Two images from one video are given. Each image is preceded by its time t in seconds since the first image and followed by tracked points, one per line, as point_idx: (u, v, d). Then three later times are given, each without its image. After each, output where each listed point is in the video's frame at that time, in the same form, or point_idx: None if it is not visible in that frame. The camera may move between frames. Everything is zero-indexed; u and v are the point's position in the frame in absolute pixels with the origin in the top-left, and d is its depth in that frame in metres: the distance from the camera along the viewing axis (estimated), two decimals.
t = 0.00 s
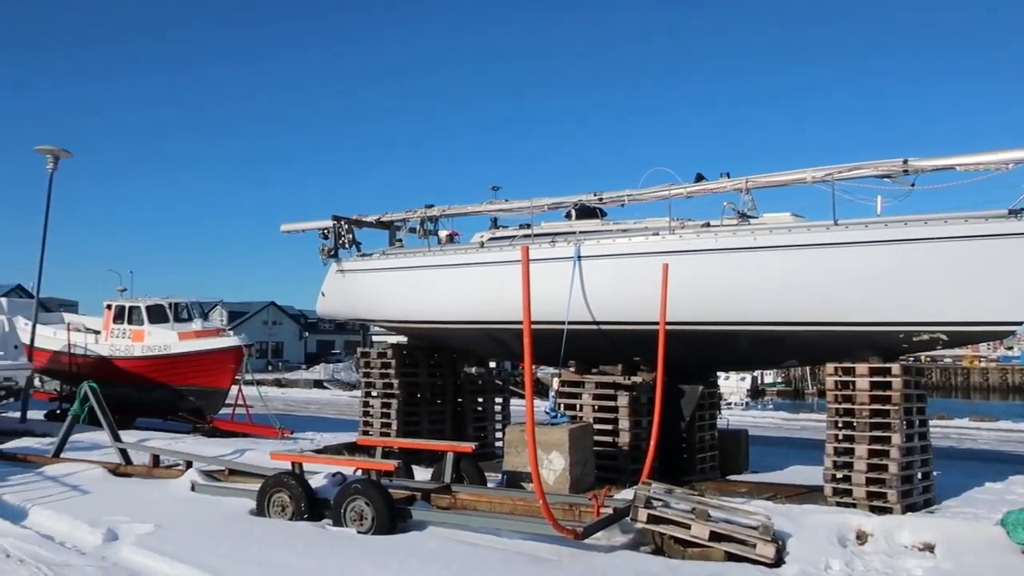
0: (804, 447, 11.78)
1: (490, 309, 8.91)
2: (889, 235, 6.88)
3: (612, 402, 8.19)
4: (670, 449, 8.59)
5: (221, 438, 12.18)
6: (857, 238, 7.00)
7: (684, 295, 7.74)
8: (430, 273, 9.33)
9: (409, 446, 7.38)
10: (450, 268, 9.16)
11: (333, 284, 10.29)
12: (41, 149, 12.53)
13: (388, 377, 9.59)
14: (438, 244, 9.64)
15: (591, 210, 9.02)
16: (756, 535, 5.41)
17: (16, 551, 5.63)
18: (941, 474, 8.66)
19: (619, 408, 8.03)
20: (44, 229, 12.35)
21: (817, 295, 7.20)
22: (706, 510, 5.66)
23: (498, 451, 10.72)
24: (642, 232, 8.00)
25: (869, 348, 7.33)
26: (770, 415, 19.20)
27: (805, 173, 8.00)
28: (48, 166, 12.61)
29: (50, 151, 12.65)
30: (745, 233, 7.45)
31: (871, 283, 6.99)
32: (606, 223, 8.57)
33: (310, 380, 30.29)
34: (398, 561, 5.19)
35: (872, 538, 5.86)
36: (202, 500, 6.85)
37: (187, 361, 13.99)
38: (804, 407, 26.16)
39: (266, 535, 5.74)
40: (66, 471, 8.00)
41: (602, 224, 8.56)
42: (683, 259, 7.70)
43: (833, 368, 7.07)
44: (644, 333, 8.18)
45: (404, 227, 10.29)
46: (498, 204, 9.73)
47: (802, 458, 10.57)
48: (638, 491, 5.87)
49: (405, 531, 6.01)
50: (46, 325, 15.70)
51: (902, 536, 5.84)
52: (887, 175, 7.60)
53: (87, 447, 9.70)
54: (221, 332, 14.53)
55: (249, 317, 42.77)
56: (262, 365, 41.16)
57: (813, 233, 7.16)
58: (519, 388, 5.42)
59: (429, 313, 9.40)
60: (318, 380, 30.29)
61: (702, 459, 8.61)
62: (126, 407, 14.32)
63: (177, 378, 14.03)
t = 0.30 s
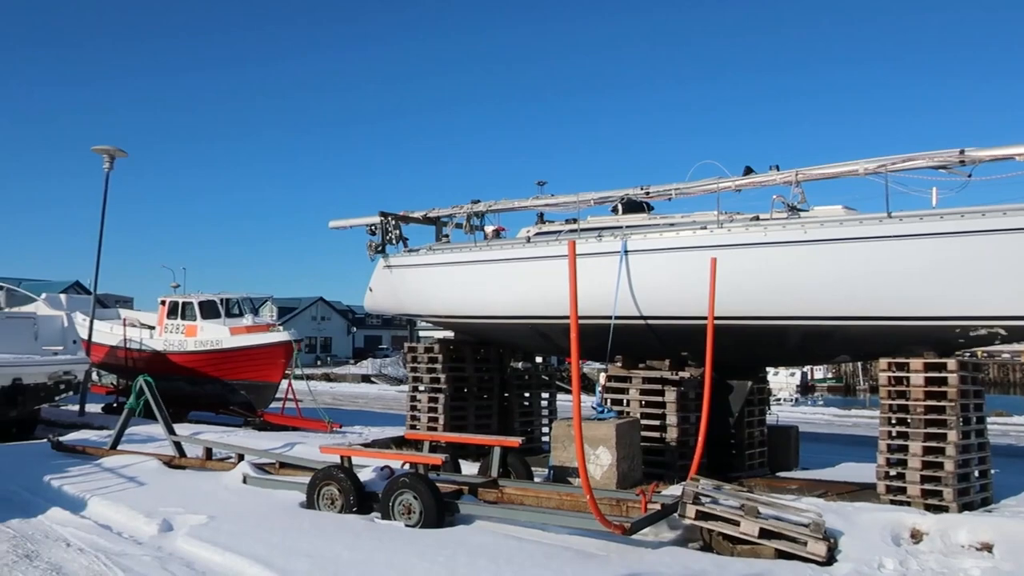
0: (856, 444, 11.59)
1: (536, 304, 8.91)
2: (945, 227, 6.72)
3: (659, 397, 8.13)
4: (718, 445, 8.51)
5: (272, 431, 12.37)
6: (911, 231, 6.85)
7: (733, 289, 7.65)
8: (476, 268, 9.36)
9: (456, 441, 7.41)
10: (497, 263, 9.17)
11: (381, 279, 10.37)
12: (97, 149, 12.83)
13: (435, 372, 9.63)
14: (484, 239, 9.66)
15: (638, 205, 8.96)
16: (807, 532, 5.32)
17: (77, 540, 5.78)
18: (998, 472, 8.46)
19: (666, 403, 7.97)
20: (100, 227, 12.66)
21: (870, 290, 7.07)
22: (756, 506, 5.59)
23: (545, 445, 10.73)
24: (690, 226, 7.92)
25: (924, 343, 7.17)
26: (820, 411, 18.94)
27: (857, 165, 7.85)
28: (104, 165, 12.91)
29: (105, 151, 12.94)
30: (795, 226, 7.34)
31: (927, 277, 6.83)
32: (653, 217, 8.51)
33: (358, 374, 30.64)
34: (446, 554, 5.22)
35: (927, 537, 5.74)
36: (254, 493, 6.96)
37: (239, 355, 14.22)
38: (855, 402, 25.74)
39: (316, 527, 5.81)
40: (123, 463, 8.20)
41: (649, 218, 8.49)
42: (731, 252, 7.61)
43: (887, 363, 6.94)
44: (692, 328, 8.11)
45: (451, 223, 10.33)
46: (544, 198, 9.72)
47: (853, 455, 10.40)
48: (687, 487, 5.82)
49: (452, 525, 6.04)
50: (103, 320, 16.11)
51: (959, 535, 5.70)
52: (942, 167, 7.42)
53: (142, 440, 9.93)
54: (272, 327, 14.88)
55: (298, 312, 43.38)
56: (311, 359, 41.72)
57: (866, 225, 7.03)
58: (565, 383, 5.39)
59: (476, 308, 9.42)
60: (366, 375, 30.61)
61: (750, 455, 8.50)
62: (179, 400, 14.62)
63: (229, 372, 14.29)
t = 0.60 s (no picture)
0: (929, 440, 11.28)
1: (599, 297, 8.87)
2: None
3: (725, 391, 8.03)
4: (786, 440, 8.36)
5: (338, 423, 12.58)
6: (989, 220, 6.62)
7: (801, 282, 7.51)
8: (539, 261, 9.37)
9: (520, 433, 7.43)
10: (559, 256, 9.17)
11: (444, 273, 10.45)
12: (170, 147, 13.20)
13: (498, 365, 9.67)
14: (547, 232, 9.66)
15: (702, 196, 8.85)
16: (879, 531, 5.20)
17: (154, 526, 5.98)
18: None
19: (732, 397, 7.87)
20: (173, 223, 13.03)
21: (944, 282, 6.86)
22: (825, 503, 5.48)
23: (608, 439, 10.69)
24: (755, 217, 7.79)
25: (1002, 337, 6.94)
26: (892, 406, 18.48)
27: (930, 154, 7.62)
28: (176, 163, 13.28)
29: (178, 149, 13.31)
30: (865, 217, 7.17)
31: (1005, 268, 6.60)
32: (718, 209, 8.40)
33: (422, 367, 30.96)
34: (510, 546, 5.24)
35: (1006, 537, 5.55)
36: (322, 483, 7.10)
37: (307, 348, 14.50)
38: (928, 398, 25.03)
39: (383, 518, 5.90)
40: (197, 452, 8.44)
41: (713, 210, 8.38)
42: (799, 244, 7.47)
43: (962, 357, 6.73)
44: (759, 321, 7.99)
45: (513, 216, 10.35)
46: (607, 190, 9.67)
47: (927, 452, 10.12)
48: (754, 483, 5.74)
49: (517, 517, 6.07)
50: (177, 314, 16.59)
51: None
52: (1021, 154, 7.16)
53: (215, 430, 10.20)
54: (337, 320, 14.96)
55: (363, 306, 43.99)
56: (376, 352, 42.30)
57: (940, 215, 6.83)
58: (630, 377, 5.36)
59: (539, 301, 9.42)
60: (429, 367, 30.91)
61: (820, 450, 8.34)
62: (249, 392, 14.96)
63: (297, 365, 14.59)
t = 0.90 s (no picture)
0: (1006, 442, 10.92)
1: (662, 294, 8.80)
2: None
3: (791, 389, 7.89)
4: (854, 440, 8.17)
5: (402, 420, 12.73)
6: None
7: (870, 278, 7.33)
8: (601, 259, 9.33)
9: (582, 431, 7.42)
10: (622, 254, 9.12)
11: (506, 271, 10.47)
12: (238, 148, 13.50)
13: (560, 362, 9.66)
14: (609, 229, 9.61)
15: (767, 191, 8.70)
16: (954, 534, 5.04)
17: (224, 519, 6.13)
18: None
19: (798, 396, 7.72)
20: (241, 223, 13.32)
21: None
22: (896, 505, 5.33)
23: (672, 438, 10.60)
24: (823, 213, 7.64)
25: None
26: (966, 406, 17.94)
27: (1007, 145, 7.36)
28: (244, 164, 13.58)
29: (245, 150, 13.61)
30: (938, 211, 6.96)
31: None
32: (783, 204, 8.25)
33: (484, 365, 31.12)
34: (573, 544, 5.24)
35: None
36: (387, 479, 7.19)
37: (371, 345, 14.70)
38: (1004, 397, 24.23)
39: (447, 514, 5.95)
40: (265, 447, 8.61)
41: (779, 205, 8.24)
42: (868, 239, 7.30)
43: None
44: (826, 318, 7.83)
45: (575, 213, 10.32)
46: (669, 187, 9.58)
47: (1004, 454, 9.79)
48: (822, 483, 5.63)
49: (580, 515, 6.06)
50: (245, 312, 16.96)
51: None
52: None
53: (282, 426, 10.40)
54: (400, 318, 15.15)
55: (425, 304, 44.41)
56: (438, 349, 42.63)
57: (1018, 209, 6.59)
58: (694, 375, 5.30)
59: (601, 299, 9.39)
60: (491, 365, 31.05)
61: (890, 451, 8.13)
62: (315, 388, 15.22)
63: (362, 362, 14.79)
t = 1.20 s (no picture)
0: None
1: (735, 293, 8.66)
2: None
3: (871, 390, 7.68)
4: (938, 443, 7.91)
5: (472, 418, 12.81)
6: None
7: (955, 276, 7.09)
8: (673, 257, 9.23)
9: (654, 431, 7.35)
10: (694, 252, 9.01)
11: (576, 270, 10.43)
12: (312, 150, 13.78)
13: (631, 362, 9.58)
14: (680, 227, 9.50)
15: (844, 187, 8.49)
16: None
17: (301, 514, 6.26)
18: None
19: (878, 398, 7.51)
20: (315, 224, 13.58)
21: None
22: (983, 510, 5.11)
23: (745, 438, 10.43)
24: (904, 209, 7.41)
25: None
26: None
27: None
28: (318, 166, 13.84)
29: (319, 152, 13.88)
30: None
31: None
32: (862, 200, 8.04)
33: (553, 364, 31.12)
34: (646, 544, 5.20)
35: None
36: (458, 476, 7.25)
37: (441, 344, 14.83)
38: None
39: (518, 512, 5.96)
40: (339, 444, 8.77)
41: (857, 201, 8.03)
42: (951, 236, 7.05)
43: None
44: (908, 316, 7.59)
45: (645, 212, 10.23)
46: (742, 183, 9.41)
47: None
48: (903, 487, 5.45)
49: (652, 516, 6.01)
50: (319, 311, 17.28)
51: None
52: None
53: (356, 423, 10.58)
54: (471, 317, 15.26)
55: (495, 303, 44.62)
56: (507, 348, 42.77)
57: None
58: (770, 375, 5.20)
59: (672, 298, 9.28)
60: (560, 364, 31.02)
61: (975, 454, 7.86)
62: (387, 386, 15.43)
63: (433, 360, 14.95)
